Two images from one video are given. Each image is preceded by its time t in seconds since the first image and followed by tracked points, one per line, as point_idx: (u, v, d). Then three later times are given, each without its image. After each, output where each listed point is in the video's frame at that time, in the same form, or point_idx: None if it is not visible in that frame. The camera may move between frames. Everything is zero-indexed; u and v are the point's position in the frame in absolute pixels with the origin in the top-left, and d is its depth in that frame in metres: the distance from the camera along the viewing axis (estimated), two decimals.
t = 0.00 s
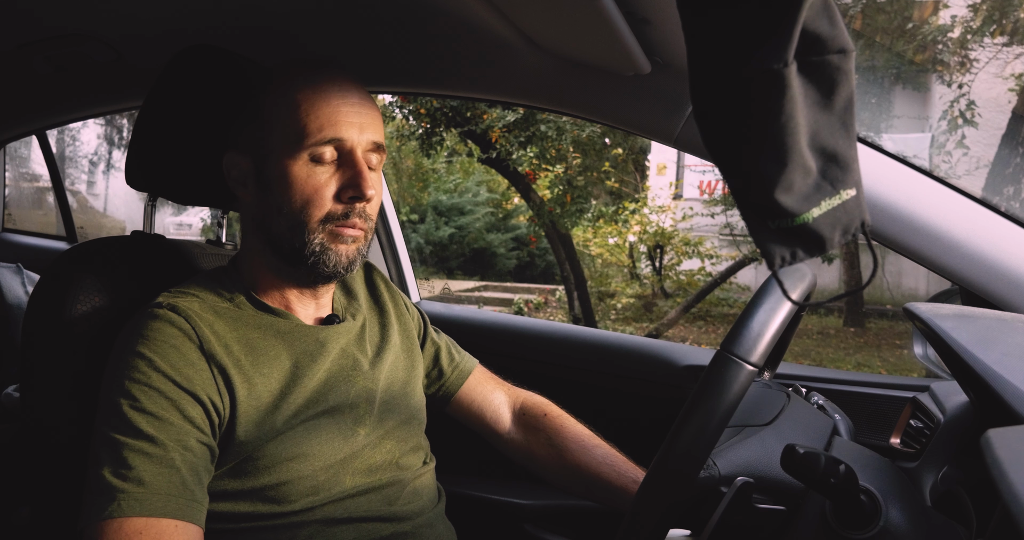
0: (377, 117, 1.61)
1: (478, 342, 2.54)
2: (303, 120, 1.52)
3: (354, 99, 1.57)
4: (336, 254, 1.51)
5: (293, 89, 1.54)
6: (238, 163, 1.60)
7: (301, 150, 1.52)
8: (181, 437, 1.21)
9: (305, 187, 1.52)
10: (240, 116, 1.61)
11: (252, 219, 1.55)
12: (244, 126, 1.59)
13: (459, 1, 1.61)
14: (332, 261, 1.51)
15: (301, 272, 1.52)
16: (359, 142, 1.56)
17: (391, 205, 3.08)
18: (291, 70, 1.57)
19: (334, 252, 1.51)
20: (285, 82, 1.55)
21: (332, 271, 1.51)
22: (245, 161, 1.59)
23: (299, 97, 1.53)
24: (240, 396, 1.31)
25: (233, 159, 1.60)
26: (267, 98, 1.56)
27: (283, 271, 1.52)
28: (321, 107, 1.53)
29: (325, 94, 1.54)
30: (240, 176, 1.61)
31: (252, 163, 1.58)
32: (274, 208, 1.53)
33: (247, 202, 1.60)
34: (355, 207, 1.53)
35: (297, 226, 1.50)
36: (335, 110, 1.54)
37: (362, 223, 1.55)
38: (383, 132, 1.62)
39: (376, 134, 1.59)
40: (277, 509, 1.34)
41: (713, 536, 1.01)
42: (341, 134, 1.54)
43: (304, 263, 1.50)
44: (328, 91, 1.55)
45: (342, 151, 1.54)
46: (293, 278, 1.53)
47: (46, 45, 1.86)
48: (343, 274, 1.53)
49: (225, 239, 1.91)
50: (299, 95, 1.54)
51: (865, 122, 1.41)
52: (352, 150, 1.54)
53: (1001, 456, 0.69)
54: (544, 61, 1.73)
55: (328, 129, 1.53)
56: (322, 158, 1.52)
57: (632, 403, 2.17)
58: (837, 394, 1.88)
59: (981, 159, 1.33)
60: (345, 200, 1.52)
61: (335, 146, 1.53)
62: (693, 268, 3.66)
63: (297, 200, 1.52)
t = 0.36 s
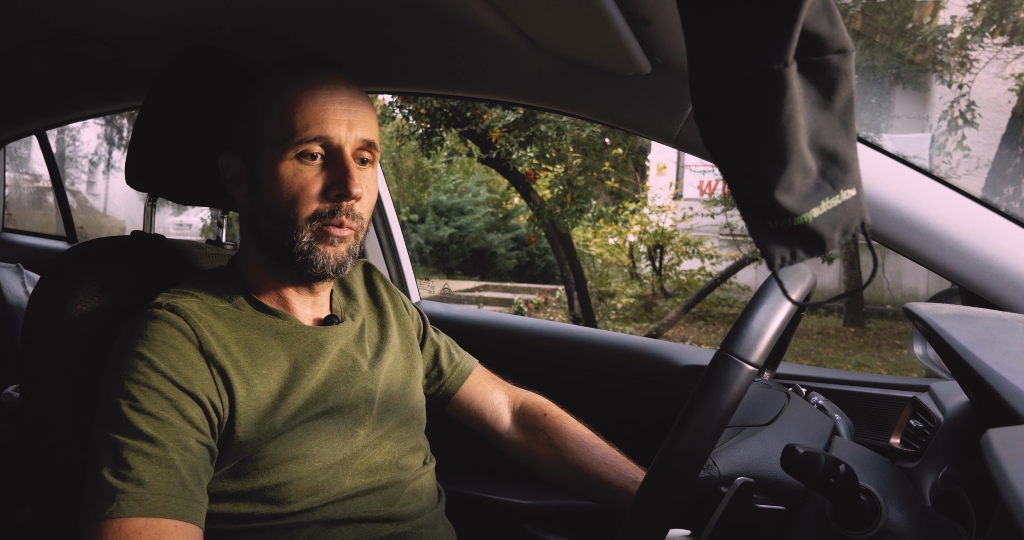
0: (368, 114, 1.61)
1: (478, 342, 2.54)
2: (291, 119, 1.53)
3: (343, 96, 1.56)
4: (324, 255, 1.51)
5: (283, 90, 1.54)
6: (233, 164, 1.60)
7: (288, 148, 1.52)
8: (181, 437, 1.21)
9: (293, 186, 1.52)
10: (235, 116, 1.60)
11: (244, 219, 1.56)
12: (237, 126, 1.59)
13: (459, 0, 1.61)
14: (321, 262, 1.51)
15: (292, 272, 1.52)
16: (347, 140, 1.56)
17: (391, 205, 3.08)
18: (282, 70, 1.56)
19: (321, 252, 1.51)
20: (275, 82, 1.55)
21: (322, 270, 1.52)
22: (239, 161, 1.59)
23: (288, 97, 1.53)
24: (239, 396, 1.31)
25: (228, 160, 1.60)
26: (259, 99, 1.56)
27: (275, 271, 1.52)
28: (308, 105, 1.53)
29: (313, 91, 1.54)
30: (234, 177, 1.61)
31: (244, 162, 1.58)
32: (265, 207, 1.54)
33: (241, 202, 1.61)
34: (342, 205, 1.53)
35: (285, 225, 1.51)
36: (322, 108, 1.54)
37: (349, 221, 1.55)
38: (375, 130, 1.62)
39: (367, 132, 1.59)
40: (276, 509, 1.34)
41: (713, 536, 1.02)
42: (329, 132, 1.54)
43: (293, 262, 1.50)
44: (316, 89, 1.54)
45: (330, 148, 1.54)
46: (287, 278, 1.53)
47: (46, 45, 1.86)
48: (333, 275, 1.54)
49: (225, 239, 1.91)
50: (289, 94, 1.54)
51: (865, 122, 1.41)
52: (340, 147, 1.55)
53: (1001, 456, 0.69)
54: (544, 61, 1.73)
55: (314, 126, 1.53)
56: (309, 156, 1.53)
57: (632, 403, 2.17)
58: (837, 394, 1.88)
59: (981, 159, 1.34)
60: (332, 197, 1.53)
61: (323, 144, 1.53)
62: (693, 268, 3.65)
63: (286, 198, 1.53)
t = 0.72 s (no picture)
0: (371, 114, 1.61)
1: (478, 342, 2.54)
2: (292, 119, 1.53)
3: (345, 96, 1.56)
4: (320, 256, 1.51)
5: (287, 90, 1.54)
6: (236, 163, 1.60)
7: (289, 147, 1.52)
8: (181, 437, 1.21)
9: (293, 186, 1.52)
10: (240, 117, 1.62)
11: (244, 219, 1.56)
12: (241, 126, 1.59)
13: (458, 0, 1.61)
14: (317, 263, 1.51)
15: (289, 270, 1.52)
16: (349, 140, 1.56)
17: (391, 205, 3.08)
18: (285, 70, 1.56)
19: (318, 253, 1.51)
20: (278, 83, 1.55)
21: (318, 272, 1.52)
22: (242, 161, 1.60)
23: (290, 97, 1.54)
24: (239, 396, 1.31)
25: (232, 159, 1.61)
26: (262, 99, 1.56)
27: (274, 269, 1.52)
28: (309, 104, 1.53)
29: (315, 91, 1.54)
30: (237, 176, 1.62)
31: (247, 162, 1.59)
32: (265, 206, 1.54)
33: (243, 201, 1.61)
34: (341, 205, 1.53)
35: (284, 224, 1.51)
36: (323, 108, 1.54)
37: (350, 220, 1.55)
38: (377, 131, 1.62)
39: (369, 132, 1.59)
40: (277, 509, 1.34)
41: (713, 536, 1.01)
42: (330, 132, 1.54)
43: (290, 261, 1.50)
44: (318, 89, 1.55)
45: (331, 148, 1.54)
46: (286, 278, 1.53)
47: (45, 45, 1.86)
48: (329, 278, 1.54)
49: (225, 239, 1.91)
50: (292, 94, 1.54)
51: (865, 122, 1.40)
52: (341, 147, 1.55)
53: (1001, 456, 0.69)
54: (544, 61, 1.73)
55: (315, 126, 1.53)
56: (310, 156, 1.53)
57: (632, 403, 2.17)
58: (837, 394, 1.88)
59: (981, 159, 1.33)
60: (331, 197, 1.53)
61: (323, 144, 1.53)
62: (693, 268, 3.65)
63: (285, 197, 1.53)
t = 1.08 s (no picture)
0: (375, 117, 1.61)
1: (478, 342, 2.54)
2: (297, 120, 1.53)
3: (350, 98, 1.57)
4: (325, 254, 1.51)
5: (291, 90, 1.54)
6: (239, 162, 1.61)
7: (294, 148, 1.52)
8: (181, 437, 1.21)
9: (297, 187, 1.52)
10: (243, 116, 1.62)
11: (246, 218, 1.56)
12: (245, 125, 1.60)
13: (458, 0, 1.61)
14: (322, 262, 1.51)
15: (293, 270, 1.52)
16: (353, 142, 1.56)
17: (391, 206, 3.08)
18: (290, 70, 1.57)
19: (323, 252, 1.51)
20: (283, 83, 1.55)
21: (323, 270, 1.52)
22: (245, 160, 1.60)
23: (295, 98, 1.54)
24: (240, 396, 1.31)
25: (235, 158, 1.61)
26: (266, 99, 1.56)
27: (277, 270, 1.52)
28: (315, 106, 1.53)
29: (320, 93, 1.54)
30: (240, 176, 1.62)
31: (250, 161, 1.59)
32: (269, 206, 1.54)
33: (245, 200, 1.62)
34: (345, 207, 1.53)
35: (287, 225, 1.51)
36: (328, 109, 1.54)
37: (352, 222, 1.55)
38: (381, 134, 1.62)
39: (373, 135, 1.59)
40: (277, 509, 1.34)
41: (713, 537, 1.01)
42: (334, 134, 1.54)
43: (295, 261, 1.50)
44: (323, 91, 1.55)
45: (336, 150, 1.54)
46: (291, 278, 1.53)
47: (46, 45, 1.86)
48: (334, 276, 1.54)
49: (225, 239, 1.91)
50: (297, 94, 1.54)
51: (865, 122, 1.40)
52: (345, 149, 1.55)
53: (1001, 456, 0.69)
54: (544, 61, 1.73)
55: (320, 128, 1.53)
56: (314, 157, 1.53)
57: (632, 403, 2.17)
58: (837, 394, 1.88)
59: (981, 159, 1.34)
60: (335, 199, 1.53)
61: (328, 145, 1.53)
62: (693, 268, 3.65)
63: (289, 198, 1.53)
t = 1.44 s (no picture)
0: (374, 116, 1.61)
1: (478, 342, 2.54)
2: (297, 119, 1.53)
3: (350, 97, 1.57)
4: (321, 260, 1.51)
5: (291, 90, 1.54)
6: (240, 162, 1.61)
7: (293, 147, 1.52)
8: (182, 437, 1.21)
9: (297, 185, 1.52)
10: (244, 116, 1.62)
11: (245, 217, 1.56)
12: (246, 126, 1.60)
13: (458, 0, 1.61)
14: (318, 266, 1.51)
15: (292, 273, 1.52)
16: (352, 141, 1.56)
17: (391, 206, 3.08)
18: (291, 70, 1.56)
19: (319, 257, 1.51)
20: (284, 83, 1.55)
21: (320, 274, 1.52)
22: (245, 160, 1.61)
23: (296, 97, 1.54)
24: (240, 396, 1.31)
25: (236, 158, 1.62)
26: (266, 99, 1.56)
27: (277, 270, 1.52)
28: (314, 104, 1.53)
29: (321, 92, 1.54)
30: (240, 176, 1.62)
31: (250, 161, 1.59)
32: (269, 205, 1.54)
33: (246, 200, 1.62)
34: (345, 206, 1.53)
35: (286, 224, 1.51)
36: (328, 108, 1.54)
37: (352, 222, 1.56)
38: (381, 132, 1.62)
39: (372, 134, 1.59)
40: (277, 510, 1.34)
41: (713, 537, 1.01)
42: (335, 132, 1.54)
43: (293, 262, 1.50)
44: (323, 89, 1.55)
45: (335, 149, 1.54)
46: (289, 281, 1.53)
47: (46, 45, 1.86)
48: (331, 281, 1.53)
49: (225, 239, 1.91)
50: (296, 94, 1.54)
51: (865, 122, 1.40)
52: (345, 148, 1.55)
53: (1002, 456, 0.69)
54: (544, 61, 1.73)
55: (320, 126, 1.53)
56: (314, 156, 1.53)
57: (632, 403, 2.17)
58: (837, 394, 1.88)
59: (981, 158, 1.34)
60: (335, 198, 1.53)
61: (327, 144, 1.53)
62: (693, 268, 3.65)
63: (289, 197, 1.53)
